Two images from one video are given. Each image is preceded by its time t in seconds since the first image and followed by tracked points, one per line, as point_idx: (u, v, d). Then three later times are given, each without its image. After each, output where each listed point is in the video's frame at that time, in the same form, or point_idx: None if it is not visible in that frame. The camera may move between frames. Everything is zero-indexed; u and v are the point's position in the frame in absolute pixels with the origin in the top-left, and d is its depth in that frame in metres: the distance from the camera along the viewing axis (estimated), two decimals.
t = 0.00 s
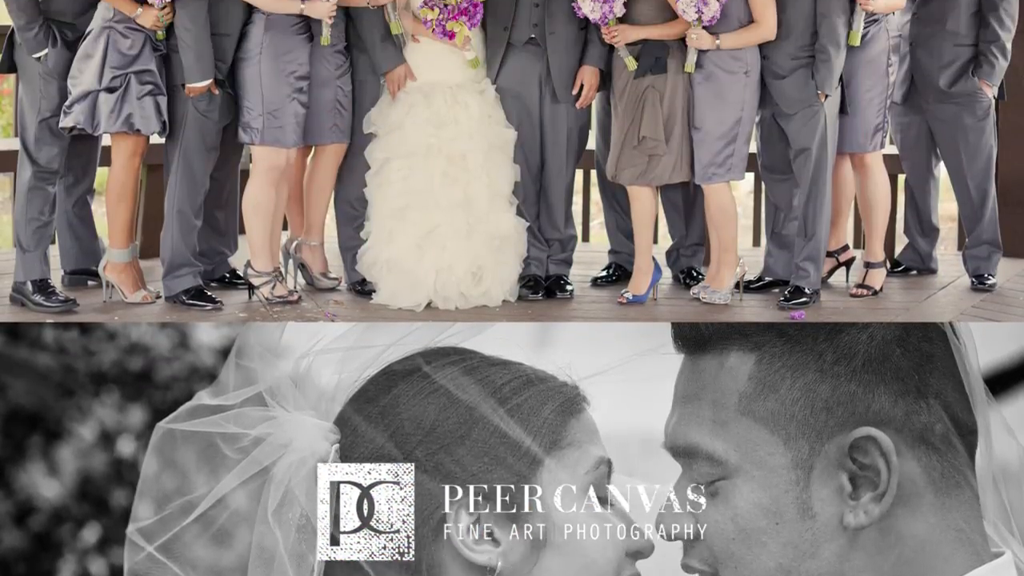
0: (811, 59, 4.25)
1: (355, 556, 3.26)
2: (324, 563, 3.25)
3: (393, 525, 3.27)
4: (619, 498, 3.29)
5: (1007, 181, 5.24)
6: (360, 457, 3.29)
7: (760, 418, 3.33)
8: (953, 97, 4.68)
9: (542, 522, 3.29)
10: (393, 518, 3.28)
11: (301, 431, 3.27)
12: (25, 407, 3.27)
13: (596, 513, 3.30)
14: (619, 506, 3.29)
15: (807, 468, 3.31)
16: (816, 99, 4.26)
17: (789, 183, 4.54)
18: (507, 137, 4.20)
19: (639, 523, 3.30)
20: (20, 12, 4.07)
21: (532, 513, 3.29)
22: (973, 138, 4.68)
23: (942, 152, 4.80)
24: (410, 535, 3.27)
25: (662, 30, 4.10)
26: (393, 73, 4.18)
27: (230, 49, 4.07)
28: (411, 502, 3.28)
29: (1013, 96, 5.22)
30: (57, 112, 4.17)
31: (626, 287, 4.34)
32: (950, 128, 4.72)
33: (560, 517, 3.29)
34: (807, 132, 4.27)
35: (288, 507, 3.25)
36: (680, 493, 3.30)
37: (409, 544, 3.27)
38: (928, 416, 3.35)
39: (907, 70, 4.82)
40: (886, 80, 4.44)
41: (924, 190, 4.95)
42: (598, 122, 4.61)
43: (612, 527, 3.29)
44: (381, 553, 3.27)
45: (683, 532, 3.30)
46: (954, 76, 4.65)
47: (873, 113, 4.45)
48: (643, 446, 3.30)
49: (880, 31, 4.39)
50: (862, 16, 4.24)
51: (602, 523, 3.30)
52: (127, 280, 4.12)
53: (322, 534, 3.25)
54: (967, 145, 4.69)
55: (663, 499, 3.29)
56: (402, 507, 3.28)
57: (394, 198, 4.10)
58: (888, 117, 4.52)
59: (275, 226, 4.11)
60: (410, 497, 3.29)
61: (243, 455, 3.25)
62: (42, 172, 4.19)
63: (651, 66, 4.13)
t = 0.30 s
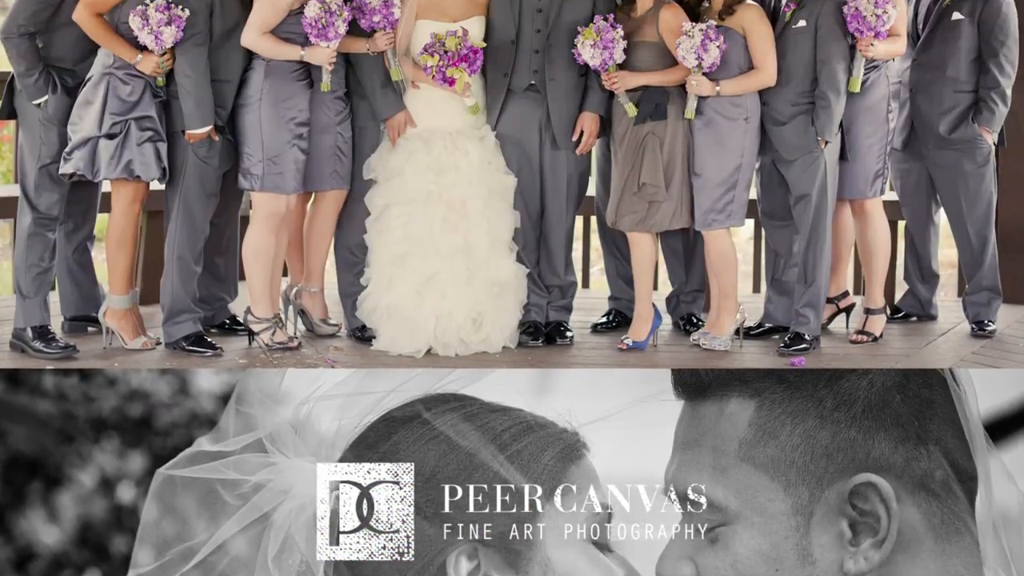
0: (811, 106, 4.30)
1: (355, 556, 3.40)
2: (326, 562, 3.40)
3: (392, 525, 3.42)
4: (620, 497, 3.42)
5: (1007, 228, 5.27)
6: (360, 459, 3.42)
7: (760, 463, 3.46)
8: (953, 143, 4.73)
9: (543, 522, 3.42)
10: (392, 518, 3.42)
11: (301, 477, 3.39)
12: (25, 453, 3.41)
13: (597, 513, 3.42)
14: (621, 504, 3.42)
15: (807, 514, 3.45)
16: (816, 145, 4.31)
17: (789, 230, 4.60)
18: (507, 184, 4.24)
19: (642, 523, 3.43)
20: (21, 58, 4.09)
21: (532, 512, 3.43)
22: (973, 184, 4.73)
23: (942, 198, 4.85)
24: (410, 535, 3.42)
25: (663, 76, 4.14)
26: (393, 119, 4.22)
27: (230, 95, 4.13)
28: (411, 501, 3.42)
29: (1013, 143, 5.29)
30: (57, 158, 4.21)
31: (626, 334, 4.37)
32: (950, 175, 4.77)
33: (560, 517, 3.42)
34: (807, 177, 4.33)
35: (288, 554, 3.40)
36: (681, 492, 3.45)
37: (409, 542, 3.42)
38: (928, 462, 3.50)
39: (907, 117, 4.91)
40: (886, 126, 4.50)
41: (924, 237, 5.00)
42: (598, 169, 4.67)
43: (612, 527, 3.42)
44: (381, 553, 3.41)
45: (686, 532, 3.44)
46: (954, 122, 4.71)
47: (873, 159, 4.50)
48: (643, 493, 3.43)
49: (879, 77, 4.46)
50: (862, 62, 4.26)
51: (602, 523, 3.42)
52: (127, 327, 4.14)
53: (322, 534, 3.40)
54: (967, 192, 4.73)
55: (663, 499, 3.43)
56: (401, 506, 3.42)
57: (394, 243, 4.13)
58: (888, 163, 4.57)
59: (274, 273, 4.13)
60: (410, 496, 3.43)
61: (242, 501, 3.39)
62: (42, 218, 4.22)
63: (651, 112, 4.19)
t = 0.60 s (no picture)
0: (811, 152, 4.34)
1: (355, 556, 3.49)
2: (326, 562, 3.49)
3: (392, 525, 3.51)
4: (620, 497, 3.52)
5: (1007, 274, 5.30)
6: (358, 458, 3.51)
7: (760, 510, 3.53)
8: (953, 190, 4.78)
9: (542, 522, 3.51)
10: (392, 518, 3.51)
11: (299, 522, 3.48)
12: (25, 499, 3.50)
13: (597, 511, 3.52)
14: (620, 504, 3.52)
15: (807, 560, 3.53)
16: (816, 192, 4.36)
17: (789, 276, 4.62)
18: (507, 231, 4.26)
19: (641, 523, 3.52)
20: (21, 105, 4.11)
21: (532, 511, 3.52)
22: (973, 231, 4.77)
23: (942, 244, 4.89)
24: (409, 535, 3.50)
25: (663, 121, 4.19)
26: (393, 166, 4.27)
27: (229, 141, 4.17)
28: (410, 501, 3.51)
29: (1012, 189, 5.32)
30: (57, 205, 4.24)
31: (626, 381, 4.39)
32: (950, 222, 4.82)
33: (559, 516, 3.51)
34: (808, 224, 4.37)
35: None
36: (681, 493, 3.54)
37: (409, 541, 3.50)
38: (928, 508, 3.57)
39: (907, 163, 4.94)
40: (886, 172, 4.56)
41: (925, 284, 5.00)
42: (598, 216, 4.71)
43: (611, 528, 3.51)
44: (380, 553, 3.50)
45: (685, 532, 3.52)
46: (954, 169, 4.77)
47: (873, 206, 4.54)
48: (642, 537, 3.52)
49: (879, 123, 4.52)
50: (863, 108, 4.34)
51: (602, 523, 3.52)
52: (127, 373, 4.17)
53: (322, 536, 3.48)
54: (967, 238, 4.78)
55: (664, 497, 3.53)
56: (401, 506, 3.51)
57: (394, 289, 4.15)
58: (888, 209, 4.61)
59: (274, 320, 4.14)
60: (409, 495, 3.51)
61: (242, 547, 3.47)
62: (42, 264, 4.24)
63: (651, 158, 4.23)
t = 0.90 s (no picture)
0: (811, 198, 4.39)
1: (354, 556, 3.51)
2: (326, 562, 3.50)
3: (392, 525, 3.53)
4: (621, 497, 3.60)
5: (1006, 319, 5.33)
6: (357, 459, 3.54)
7: (760, 555, 3.54)
8: (953, 236, 4.82)
9: (543, 523, 3.55)
10: (392, 518, 3.54)
11: (301, 568, 3.48)
12: (25, 544, 3.50)
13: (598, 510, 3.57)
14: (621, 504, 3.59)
15: None
16: (816, 238, 4.40)
17: (789, 323, 4.62)
18: (507, 277, 4.28)
19: (642, 524, 3.58)
20: (21, 151, 4.15)
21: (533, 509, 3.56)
22: (973, 277, 4.81)
23: (942, 290, 4.92)
24: (408, 536, 3.53)
25: (662, 167, 4.24)
26: (393, 213, 4.31)
27: (230, 187, 4.20)
28: (409, 501, 3.55)
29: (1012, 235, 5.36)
30: (57, 251, 4.27)
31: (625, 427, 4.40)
32: (950, 268, 4.85)
33: (560, 515, 3.56)
34: (807, 271, 4.41)
35: None
36: (681, 500, 3.61)
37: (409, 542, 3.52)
38: (928, 554, 3.61)
39: (907, 208, 4.97)
40: (886, 218, 4.58)
41: (924, 327, 5.03)
42: (598, 260, 4.74)
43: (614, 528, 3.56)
44: (379, 553, 3.51)
45: (686, 532, 3.58)
46: (954, 215, 4.81)
47: (872, 252, 4.57)
48: None
49: (879, 169, 4.56)
50: (863, 154, 4.35)
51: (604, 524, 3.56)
52: (127, 419, 4.18)
53: (322, 535, 3.50)
54: (966, 284, 4.82)
55: (664, 498, 3.61)
56: (400, 505, 3.55)
57: (394, 334, 4.17)
58: (888, 255, 4.64)
59: (275, 366, 4.15)
60: (409, 496, 3.56)
61: None
62: (42, 310, 4.26)
63: (651, 205, 4.28)
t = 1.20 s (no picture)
0: (811, 245, 4.42)
1: (355, 554, 3.59)
2: (327, 562, 3.57)
3: (391, 527, 3.67)
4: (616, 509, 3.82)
5: (1005, 366, 5.32)
6: (362, 468, 4.14)
7: None
8: (953, 282, 4.85)
9: (542, 523, 3.65)
10: (392, 520, 3.70)
11: None
12: None
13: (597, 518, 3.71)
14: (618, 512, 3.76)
15: None
16: (816, 284, 4.42)
17: (789, 369, 4.62)
18: (507, 322, 4.30)
19: (642, 526, 3.68)
20: (21, 198, 4.18)
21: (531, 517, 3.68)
22: (973, 323, 4.83)
23: (942, 336, 4.95)
24: (407, 535, 3.65)
25: (661, 213, 4.28)
26: (393, 259, 4.35)
27: (230, 234, 4.24)
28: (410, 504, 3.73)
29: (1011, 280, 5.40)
30: (57, 298, 4.29)
31: (625, 473, 4.42)
32: (950, 314, 4.87)
33: (561, 518, 3.68)
34: (807, 317, 4.43)
35: None
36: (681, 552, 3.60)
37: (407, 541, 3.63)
38: None
39: (907, 254, 5.01)
40: (886, 264, 4.62)
41: (924, 373, 5.04)
42: (598, 307, 4.77)
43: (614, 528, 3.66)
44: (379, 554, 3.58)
45: (685, 531, 3.66)
46: (954, 261, 4.84)
47: (873, 298, 4.60)
48: None
49: (879, 216, 4.59)
50: (863, 201, 4.43)
51: (604, 526, 3.66)
52: (127, 466, 4.19)
53: (322, 535, 3.62)
54: (967, 330, 4.84)
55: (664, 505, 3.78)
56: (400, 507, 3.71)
57: (395, 380, 4.19)
58: (887, 301, 4.67)
59: (275, 413, 4.16)
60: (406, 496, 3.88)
61: None
62: (42, 356, 4.28)
63: (651, 251, 4.30)
